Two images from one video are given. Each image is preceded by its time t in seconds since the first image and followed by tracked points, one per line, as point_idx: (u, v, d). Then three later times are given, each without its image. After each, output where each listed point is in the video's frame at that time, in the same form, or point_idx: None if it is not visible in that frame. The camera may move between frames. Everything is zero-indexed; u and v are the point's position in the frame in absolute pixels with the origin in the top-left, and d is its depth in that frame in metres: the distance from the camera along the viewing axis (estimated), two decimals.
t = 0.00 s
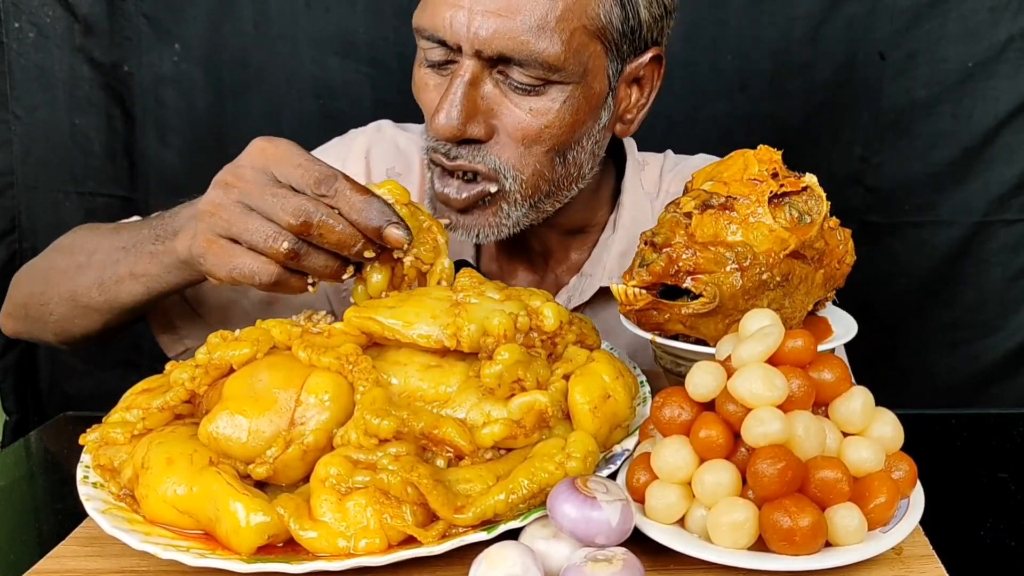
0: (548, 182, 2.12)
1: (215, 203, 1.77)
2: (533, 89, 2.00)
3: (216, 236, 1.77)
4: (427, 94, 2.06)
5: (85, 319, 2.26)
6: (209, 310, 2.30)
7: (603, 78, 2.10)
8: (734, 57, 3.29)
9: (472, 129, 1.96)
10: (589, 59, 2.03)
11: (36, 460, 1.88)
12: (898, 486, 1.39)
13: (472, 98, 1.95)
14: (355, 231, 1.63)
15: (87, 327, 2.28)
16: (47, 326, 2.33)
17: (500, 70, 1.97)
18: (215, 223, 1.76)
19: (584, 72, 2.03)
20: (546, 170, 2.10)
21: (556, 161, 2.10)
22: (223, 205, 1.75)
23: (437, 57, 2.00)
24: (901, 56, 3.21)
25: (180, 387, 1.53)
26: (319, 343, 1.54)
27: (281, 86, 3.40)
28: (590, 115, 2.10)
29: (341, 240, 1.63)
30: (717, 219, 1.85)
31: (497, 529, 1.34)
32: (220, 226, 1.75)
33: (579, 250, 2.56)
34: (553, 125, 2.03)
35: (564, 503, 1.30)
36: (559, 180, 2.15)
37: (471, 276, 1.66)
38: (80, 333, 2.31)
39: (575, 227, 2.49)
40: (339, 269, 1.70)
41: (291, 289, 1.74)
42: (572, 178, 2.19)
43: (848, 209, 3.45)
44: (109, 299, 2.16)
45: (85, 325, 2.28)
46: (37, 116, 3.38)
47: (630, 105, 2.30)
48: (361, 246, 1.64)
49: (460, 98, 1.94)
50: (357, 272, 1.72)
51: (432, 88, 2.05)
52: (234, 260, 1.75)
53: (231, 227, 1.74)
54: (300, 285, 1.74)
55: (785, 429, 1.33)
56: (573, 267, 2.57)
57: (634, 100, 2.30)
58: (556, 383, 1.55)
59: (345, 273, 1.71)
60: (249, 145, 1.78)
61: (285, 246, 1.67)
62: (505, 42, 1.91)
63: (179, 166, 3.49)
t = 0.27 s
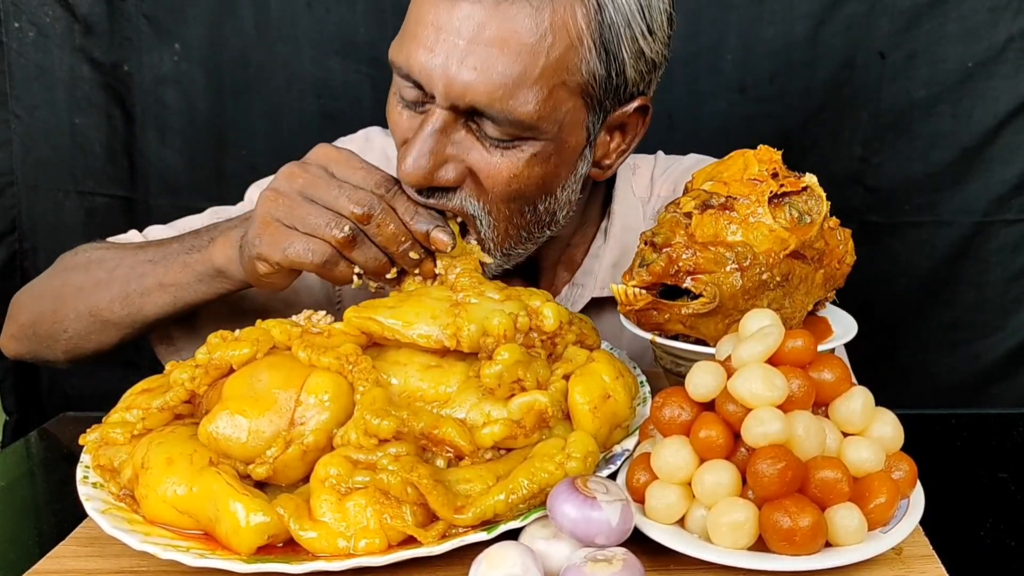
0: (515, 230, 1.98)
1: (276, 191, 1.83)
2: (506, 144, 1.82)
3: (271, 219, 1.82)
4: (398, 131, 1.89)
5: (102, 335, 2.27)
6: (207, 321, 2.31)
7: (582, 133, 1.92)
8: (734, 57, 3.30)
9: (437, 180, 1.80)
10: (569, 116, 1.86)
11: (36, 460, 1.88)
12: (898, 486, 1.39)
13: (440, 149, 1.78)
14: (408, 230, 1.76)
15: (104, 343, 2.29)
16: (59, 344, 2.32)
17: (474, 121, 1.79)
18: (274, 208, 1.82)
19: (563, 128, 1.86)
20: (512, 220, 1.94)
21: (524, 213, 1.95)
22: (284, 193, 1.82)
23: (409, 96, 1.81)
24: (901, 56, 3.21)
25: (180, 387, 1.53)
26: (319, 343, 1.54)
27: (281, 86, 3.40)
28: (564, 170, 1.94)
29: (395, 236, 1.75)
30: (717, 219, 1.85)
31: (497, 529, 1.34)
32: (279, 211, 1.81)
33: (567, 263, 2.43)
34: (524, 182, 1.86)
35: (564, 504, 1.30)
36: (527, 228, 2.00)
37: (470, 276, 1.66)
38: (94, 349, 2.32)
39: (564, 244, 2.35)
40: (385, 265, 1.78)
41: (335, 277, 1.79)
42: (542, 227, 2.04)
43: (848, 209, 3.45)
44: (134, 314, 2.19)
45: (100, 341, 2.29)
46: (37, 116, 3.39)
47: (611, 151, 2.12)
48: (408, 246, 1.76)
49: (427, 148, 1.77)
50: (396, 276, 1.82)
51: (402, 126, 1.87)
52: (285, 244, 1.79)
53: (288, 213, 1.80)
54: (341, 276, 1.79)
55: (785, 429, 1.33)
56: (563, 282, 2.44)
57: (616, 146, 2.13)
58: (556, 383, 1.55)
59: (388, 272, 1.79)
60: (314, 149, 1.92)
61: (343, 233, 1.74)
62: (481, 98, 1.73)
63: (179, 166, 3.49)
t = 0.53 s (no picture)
0: (548, 224, 2.06)
1: (191, 206, 1.72)
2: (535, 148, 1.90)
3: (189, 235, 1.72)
4: (428, 141, 1.96)
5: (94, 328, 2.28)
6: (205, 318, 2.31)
7: (605, 128, 2.00)
8: (734, 56, 3.30)
9: (471, 189, 1.88)
10: (592, 117, 1.93)
11: (36, 458, 1.88)
12: (898, 486, 1.39)
13: (472, 159, 1.86)
14: (321, 258, 1.61)
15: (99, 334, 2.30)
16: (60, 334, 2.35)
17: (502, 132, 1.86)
18: (187, 225, 1.72)
19: (587, 128, 1.93)
20: (546, 216, 2.03)
21: (556, 209, 2.03)
22: (199, 208, 1.70)
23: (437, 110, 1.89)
24: (902, 55, 3.21)
25: (179, 388, 1.53)
26: (319, 343, 1.54)
27: (281, 86, 3.40)
28: (590, 164, 2.02)
29: (305, 263, 1.61)
30: (717, 219, 1.85)
31: (497, 529, 1.34)
32: (192, 229, 1.71)
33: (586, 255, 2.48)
34: (553, 181, 1.95)
35: (565, 503, 1.30)
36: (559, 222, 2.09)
37: (470, 276, 1.66)
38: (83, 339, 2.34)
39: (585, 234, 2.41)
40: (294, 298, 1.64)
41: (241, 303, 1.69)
42: (572, 217, 2.13)
43: (848, 208, 3.45)
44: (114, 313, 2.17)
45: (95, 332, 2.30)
46: (37, 116, 3.38)
47: (631, 138, 2.21)
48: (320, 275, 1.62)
49: (460, 160, 1.85)
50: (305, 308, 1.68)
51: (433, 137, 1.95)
52: (193, 263, 1.71)
53: (200, 228, 1.70)
54: (250, 301, 1.69)
55: (785, 430, 1.33)
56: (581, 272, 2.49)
57: (636, 132, 2.21)
58: (556, 383, 1.55)
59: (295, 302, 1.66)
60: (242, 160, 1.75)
61: (249, 258, 1.63)
62: (509, 113, 1.80)
63: (179, 165, 3.49)
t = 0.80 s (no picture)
0: (600, 168, 2.11)
1: (211, 224, 1.88)
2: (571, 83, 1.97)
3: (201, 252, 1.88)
4: (468, 109, 2.05)
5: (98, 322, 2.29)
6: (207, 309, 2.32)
7: (633, 56, 2.04)
8: (734, 57, 3.30)
9: (521, 137, 1.95)
10: (618, 45, 1.98)
11: (36, 460, 1.88)
12: (898, 486, 1.39)
13: (515, 106, 1.94)
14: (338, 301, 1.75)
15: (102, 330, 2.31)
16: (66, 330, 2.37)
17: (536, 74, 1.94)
18: (205, 241, 1.88)
19: (616, 56, 1.99)
20: (595, 158, 2.08)
21: (604, 147, 2.08)
22: (222, 227, 1.87)
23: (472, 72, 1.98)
24: (901, 56, 3.21)
25: (179, 388, 1.53)
26: (319, 343, 1.54)
27: (281, 86, 3.40)
28: (628, 95, 2.06)
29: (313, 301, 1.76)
30: (717, 219, 1.85)
31: (497, 529, 1.34)
32: (205, 248, 1.88)
33: (608, 247, 2.53)
34: (597, 114, 2.00)
35: (564, 503, 1.30)
36: (610, 165, 2.14)
37: (470, 275, 1.66)
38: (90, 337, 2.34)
39: (608, 222, 2.46)
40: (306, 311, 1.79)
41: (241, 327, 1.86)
42: (621, 158, 2.17)
43: (848, 209, 3.45)
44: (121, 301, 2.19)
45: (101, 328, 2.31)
46: (37, 116, 3.38)
47: (659, 72, 2.24)
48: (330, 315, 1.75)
49: (504, 108, 1.93)
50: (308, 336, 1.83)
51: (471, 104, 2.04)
52: (201, 281, 1.87)
53: (218, 249, 1.86)
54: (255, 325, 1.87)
55: (785, 429, 1.33)
56: (602, 264, 2.53)
57: (661, 67, 2.24)
58: (557, 383, 1.55)
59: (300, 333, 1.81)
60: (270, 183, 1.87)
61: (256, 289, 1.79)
62: (538, 49, 1.88)
63: (179, 166, 3.50)
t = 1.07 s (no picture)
0: (590, 195, 2.10)
1: (269, 183, 1.88)
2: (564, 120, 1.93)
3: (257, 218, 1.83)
4: (460, 146, 2.01)
5: (105, 320, 2.28)
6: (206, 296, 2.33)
7: (624, 86, 2.01)
8: (734, 57, 3.30)
9: (518, 178, 1.91)
10: (611, 78, 1.95)
11: (36, 460, 1.88)
12: (899, 486, 1.39)
13: (510, 149, 1.89)
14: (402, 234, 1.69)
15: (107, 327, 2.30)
16: (70, 336, 2.36)
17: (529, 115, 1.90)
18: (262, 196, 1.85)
19: (609, 90, 1.95)
20: (587, 188, 2.06)
21: (595, 176, 2.06)
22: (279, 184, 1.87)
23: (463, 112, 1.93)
24: (901, 56, 3.21)
25: (180, 388, 1.53)
26: (319, 343, 1.54)
27: (281, 86, 3.40)
28: (619, 124, 2.04)
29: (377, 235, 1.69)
30: (717, 219, 1.85)
31: (497, 530, 1.34)
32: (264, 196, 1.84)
33: (598, 250, 2.51)
34: (589, 149, 1.98)
35: (564, 503, 1.30)
36: (601, 190, 2.13)
37: (470, 275, 1.66)
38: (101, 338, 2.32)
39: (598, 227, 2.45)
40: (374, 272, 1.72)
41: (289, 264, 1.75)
42: (609, 181, 2.16)
43: (848, 209, 3.45)
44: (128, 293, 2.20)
45: (105, 326, 2.30)
46: (37, 116, 3.38)
47: (645, 88, 2.24)
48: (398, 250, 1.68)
49: (500, 152, 1.88)
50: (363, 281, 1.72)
51: (462, 140, 2.00)
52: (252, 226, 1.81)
53: (273, 196, 1.82)
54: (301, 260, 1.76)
55: (785, 430, 1.33)
56: (592, 266, 2.52)
57: (647, 82, 2.24)
58: (557, 383, 1.55)
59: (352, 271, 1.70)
60: (318, 148, 1.95)
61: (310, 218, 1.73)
62: (531, 92, 1.84)
63: (179, 166, 3.50)
